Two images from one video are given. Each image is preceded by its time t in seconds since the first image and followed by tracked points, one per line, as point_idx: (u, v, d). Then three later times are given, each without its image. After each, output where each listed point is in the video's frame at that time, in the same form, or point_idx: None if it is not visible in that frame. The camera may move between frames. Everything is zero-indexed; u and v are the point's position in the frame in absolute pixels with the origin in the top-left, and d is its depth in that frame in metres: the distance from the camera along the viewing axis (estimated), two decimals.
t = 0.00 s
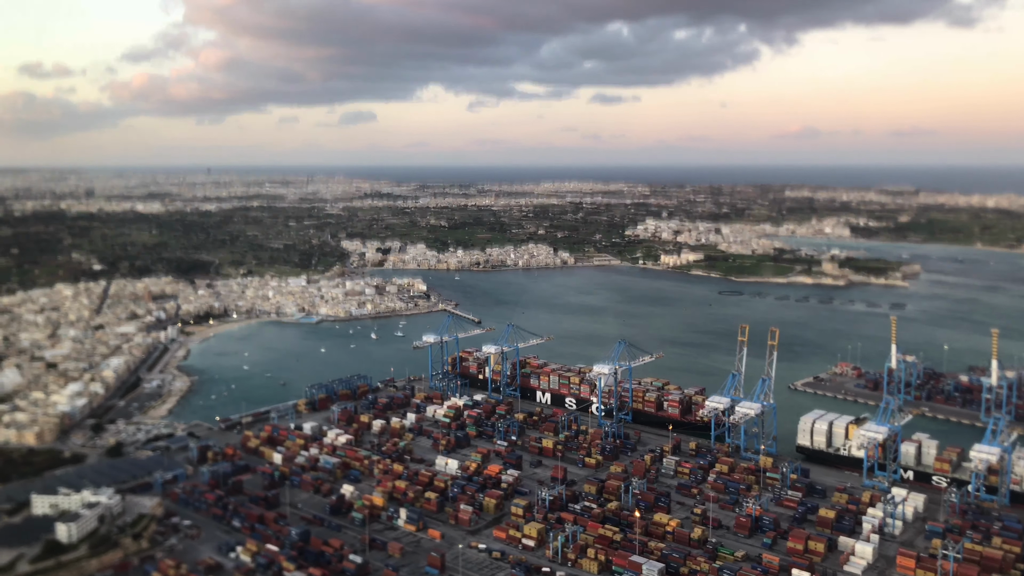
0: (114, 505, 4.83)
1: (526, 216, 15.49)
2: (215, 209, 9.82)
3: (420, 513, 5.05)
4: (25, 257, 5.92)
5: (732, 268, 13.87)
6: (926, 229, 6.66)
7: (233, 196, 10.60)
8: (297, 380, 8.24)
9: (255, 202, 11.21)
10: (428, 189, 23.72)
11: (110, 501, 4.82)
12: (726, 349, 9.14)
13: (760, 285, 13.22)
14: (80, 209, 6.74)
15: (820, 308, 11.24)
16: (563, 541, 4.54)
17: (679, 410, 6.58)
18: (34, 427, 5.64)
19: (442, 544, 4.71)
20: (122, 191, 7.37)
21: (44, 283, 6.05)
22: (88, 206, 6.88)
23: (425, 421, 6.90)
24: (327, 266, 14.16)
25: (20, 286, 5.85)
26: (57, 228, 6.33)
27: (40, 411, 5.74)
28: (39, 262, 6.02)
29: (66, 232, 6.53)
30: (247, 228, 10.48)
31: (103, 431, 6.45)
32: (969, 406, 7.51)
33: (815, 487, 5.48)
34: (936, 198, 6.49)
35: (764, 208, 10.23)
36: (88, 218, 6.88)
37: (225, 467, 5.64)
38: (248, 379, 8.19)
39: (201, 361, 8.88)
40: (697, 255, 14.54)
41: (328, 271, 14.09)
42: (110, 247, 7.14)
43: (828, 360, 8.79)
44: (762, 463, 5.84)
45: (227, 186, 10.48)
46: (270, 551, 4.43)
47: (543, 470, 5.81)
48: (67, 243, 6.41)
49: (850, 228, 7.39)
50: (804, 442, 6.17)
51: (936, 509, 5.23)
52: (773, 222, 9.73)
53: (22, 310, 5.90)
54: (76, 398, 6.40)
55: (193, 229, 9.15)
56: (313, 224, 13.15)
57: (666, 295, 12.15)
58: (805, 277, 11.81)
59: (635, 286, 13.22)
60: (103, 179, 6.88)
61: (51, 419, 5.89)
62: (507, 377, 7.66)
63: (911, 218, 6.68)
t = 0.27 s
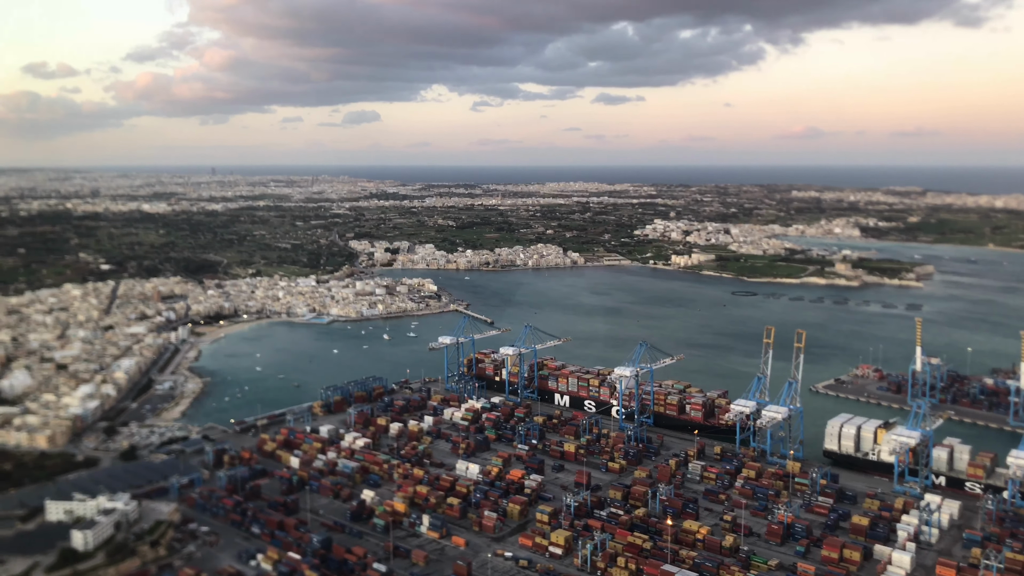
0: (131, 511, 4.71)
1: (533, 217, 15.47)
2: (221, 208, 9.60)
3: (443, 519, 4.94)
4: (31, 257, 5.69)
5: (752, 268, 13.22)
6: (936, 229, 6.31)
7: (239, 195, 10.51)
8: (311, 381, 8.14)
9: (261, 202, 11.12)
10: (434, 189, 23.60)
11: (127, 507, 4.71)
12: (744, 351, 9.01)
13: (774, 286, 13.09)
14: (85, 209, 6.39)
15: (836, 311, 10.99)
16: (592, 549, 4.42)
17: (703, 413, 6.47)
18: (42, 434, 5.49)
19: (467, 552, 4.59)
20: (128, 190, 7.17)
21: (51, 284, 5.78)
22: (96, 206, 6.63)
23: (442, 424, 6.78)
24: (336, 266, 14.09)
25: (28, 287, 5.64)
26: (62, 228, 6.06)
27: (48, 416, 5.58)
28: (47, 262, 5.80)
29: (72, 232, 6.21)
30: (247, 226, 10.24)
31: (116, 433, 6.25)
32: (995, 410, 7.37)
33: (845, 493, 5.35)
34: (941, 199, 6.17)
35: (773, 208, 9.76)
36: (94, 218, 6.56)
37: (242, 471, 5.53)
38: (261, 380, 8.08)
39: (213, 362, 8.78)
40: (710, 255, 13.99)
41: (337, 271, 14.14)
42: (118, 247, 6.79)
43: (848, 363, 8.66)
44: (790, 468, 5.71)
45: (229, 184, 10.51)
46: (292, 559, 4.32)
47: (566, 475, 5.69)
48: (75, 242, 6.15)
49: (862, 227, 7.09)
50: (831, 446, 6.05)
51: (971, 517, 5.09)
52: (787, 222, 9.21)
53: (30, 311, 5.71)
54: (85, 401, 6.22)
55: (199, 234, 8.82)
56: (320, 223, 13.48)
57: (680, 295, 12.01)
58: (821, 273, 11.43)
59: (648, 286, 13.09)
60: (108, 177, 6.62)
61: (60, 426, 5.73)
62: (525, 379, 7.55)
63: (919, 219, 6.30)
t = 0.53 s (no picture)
0: (147, 518, 4.60)
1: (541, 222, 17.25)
2: (225, 208, 10.23)
3: (466, 527, 4.81)
4: (38, 257, 5.78)
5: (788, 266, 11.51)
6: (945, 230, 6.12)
7: (248, 198, 11.73)
8: (324, 383, 8.03)
9: (269, 203, 12.53)
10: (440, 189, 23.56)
11: (143, 514, 4.59)
12: (762, 355, 8.89)
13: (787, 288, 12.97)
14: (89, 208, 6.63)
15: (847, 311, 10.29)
16: (621, 559, 4.29)
17: (726, 418, 6.34)
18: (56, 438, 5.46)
19: (491, 561, 4.47)
20: (132, 190, 7.35)
21: (59, 283, 5.89)
22: (100, 206, 6.91)
23: (459, 427, 6.66)
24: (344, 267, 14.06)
25: (35, 287, 5.71)
26: (68, 228, 6.21)
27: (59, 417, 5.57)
28: (54, 261, 5.86)
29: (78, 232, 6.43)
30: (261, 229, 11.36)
31: (128, 437, 6.19)
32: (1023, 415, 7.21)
33: (876, 501, 5.21)
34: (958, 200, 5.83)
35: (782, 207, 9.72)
36: (99, 218, 6.82)
37: (258, 476, 5.40)
38: (273, 383, 7.97)
39: (224, 363, 8.68)
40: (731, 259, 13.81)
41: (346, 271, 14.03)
42: (125, 247, 7.03)
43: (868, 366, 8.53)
44: (818, 475, 5.58)
45: (237, 188, 12.17)
46: (313, 569, 4.19)
47: (589, 481, 5.57)
48: (81, 243, 6.31)
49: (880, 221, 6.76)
50: (858, 452, 5.90)
51: (1008, 527, 4.94)
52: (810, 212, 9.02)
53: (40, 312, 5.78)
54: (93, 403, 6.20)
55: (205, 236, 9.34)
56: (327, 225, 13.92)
57: (692, 296, 11.90)
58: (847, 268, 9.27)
59: (660, 288, 12.98)
60: (111, 178, 6.72)
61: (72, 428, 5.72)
62: (542, 382, 7.43)
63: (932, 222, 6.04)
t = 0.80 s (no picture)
0: (164, 526, 4.49)
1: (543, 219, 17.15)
2: (231, 209, 10.04)
3: (489, 536, 4.69)
4: (45, 256, 5.45)
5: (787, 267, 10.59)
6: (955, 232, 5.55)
7: (251, 196, 11.40)
8: (336, 386, 7.92)
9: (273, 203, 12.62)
10: (446, 190, 23.47)
11: (160, 522, 4.48)
12: (780, 358, 8.75)
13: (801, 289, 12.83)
14: (94, 208, 6.17)
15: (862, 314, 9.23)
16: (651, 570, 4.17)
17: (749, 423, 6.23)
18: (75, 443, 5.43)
19: (517, 571, 4.34)
20: (136, 189, 6.75)
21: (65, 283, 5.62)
22: (106, 205, 6.42)
23: (476, 432, 6.55)
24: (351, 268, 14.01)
25: (42, 286, 5.40)
26: (73, 227, 5.88)
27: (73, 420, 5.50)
28: (61, 261, 5.61)
29: (83, 232, 6.01)
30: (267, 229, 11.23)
31: (141, 442, 6.11)
32: None
33: (908, 509, 5.07)
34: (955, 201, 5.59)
35: (782, 211, 8.55)
36: (105, 217, 6.36)
37: (275, 482, 5.29)
38: (286, 385, 7.87)
39: (234, 365, 8.58)
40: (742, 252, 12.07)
41: (353, 272, 14.09)
42: (129, 247, 6.65)
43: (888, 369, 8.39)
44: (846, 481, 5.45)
45: (243, 187, 11.67)
46: None
47: (612, 488, 5.45)
48: (102, 237, 6.26)
49: (877, 232, 6.04)
50: (886, 458, 5.77)
51: None
52: (795, 227, 8.25)
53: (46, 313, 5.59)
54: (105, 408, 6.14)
55: (210, 240, 9.13)
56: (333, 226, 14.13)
57: (706, 298, 11.75)
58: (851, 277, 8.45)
59: (672, 290, 12.82)
60: (114, 177, 6.24)
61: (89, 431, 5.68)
62: (559, 386, 7.31)
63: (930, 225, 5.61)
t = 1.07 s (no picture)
0: (181, 535, 4.36)
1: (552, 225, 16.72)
2: (236, 209, 10.12)
3: (513, 545, 4.56)
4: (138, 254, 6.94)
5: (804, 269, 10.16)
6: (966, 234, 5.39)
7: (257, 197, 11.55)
8: (349, 388, 7.81)
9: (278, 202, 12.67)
10: (452, 191, 23.42)
11: (177, 530, 4.34)
12: (799, 361, 8.62)
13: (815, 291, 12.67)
14: (97, 209, 6.24)
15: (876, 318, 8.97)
16: None
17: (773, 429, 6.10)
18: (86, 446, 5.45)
19: None
20: (141, 190, 7.17)
21: (72, 284, 5.69)
22: (111, 207, 6.67)
23: (494, 436, 6.42)
24: (359, 269, 13.96)
25: (48, 286, 5.37)
26: (78, 228, 6.02)
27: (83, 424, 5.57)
28: (84, 260, 5.92)
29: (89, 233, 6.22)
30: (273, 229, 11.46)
31: (153, 445, 6.05)
32: None
33: (943, 518, 4.93)
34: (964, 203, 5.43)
35: (790, 214, 8.20)
36: (110, 218, 6.65)
37: (292, 488, 5.18)
38: (298, 388, 7.76)
39: (245, 367, 8.47)
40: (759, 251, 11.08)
41: (361, 272, 14.04)
42: (136, 248, 6.90)
43: (910, 373, 8.25)
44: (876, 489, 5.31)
45: (248, 188, 11.87)
46: None
47: (636, 496, 5.32)
48: (126, 238, 6.81)
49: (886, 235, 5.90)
50: (916, 465, 5.63)
51: None
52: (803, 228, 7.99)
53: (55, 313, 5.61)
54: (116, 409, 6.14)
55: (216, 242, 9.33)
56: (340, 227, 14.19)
57: (720, 299, 11.61)
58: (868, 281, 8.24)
59: (685, 292, 12.69)
60: (120, 180, 6.51)
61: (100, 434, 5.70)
62: (577, 390, 7.18)
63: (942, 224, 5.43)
